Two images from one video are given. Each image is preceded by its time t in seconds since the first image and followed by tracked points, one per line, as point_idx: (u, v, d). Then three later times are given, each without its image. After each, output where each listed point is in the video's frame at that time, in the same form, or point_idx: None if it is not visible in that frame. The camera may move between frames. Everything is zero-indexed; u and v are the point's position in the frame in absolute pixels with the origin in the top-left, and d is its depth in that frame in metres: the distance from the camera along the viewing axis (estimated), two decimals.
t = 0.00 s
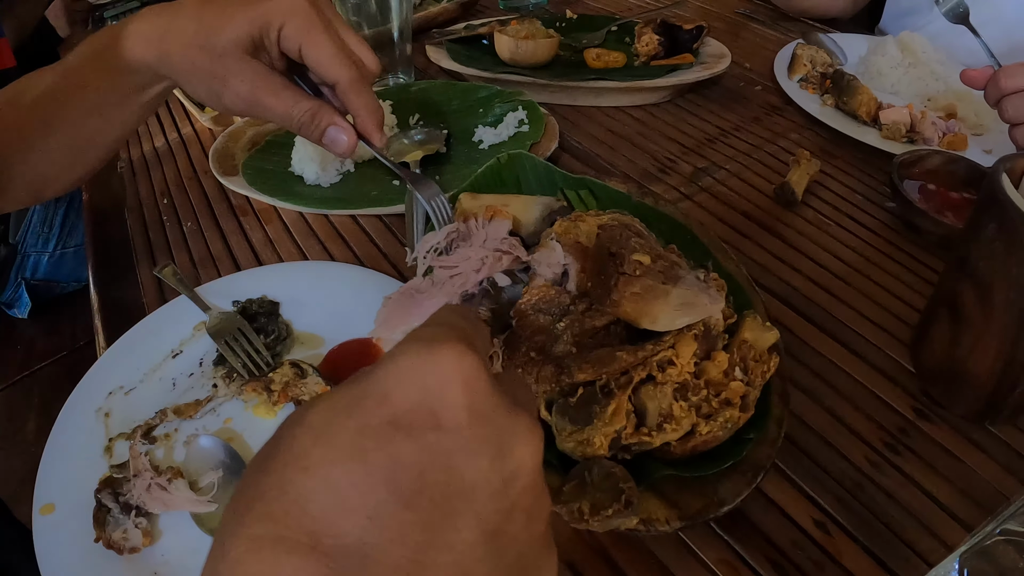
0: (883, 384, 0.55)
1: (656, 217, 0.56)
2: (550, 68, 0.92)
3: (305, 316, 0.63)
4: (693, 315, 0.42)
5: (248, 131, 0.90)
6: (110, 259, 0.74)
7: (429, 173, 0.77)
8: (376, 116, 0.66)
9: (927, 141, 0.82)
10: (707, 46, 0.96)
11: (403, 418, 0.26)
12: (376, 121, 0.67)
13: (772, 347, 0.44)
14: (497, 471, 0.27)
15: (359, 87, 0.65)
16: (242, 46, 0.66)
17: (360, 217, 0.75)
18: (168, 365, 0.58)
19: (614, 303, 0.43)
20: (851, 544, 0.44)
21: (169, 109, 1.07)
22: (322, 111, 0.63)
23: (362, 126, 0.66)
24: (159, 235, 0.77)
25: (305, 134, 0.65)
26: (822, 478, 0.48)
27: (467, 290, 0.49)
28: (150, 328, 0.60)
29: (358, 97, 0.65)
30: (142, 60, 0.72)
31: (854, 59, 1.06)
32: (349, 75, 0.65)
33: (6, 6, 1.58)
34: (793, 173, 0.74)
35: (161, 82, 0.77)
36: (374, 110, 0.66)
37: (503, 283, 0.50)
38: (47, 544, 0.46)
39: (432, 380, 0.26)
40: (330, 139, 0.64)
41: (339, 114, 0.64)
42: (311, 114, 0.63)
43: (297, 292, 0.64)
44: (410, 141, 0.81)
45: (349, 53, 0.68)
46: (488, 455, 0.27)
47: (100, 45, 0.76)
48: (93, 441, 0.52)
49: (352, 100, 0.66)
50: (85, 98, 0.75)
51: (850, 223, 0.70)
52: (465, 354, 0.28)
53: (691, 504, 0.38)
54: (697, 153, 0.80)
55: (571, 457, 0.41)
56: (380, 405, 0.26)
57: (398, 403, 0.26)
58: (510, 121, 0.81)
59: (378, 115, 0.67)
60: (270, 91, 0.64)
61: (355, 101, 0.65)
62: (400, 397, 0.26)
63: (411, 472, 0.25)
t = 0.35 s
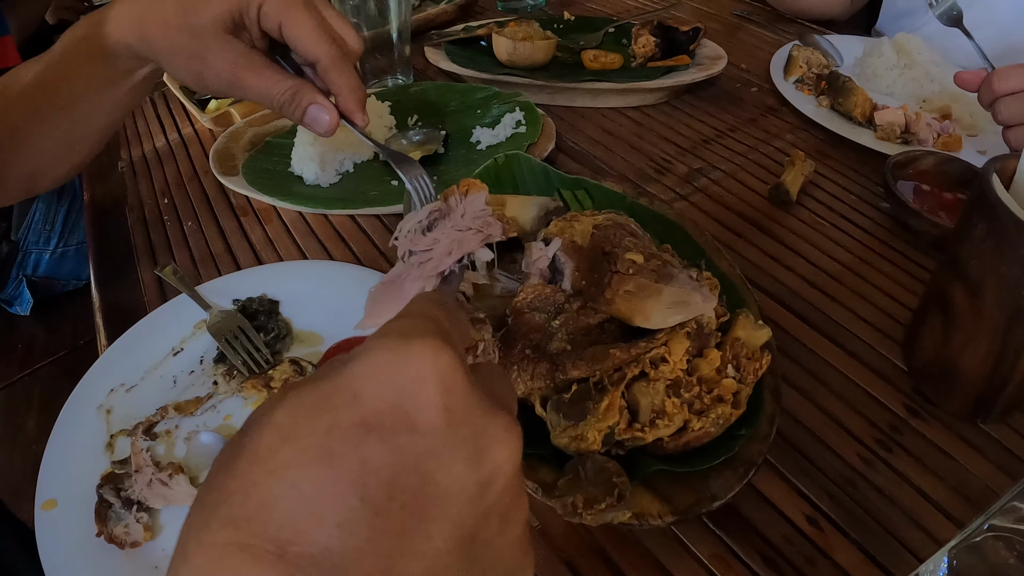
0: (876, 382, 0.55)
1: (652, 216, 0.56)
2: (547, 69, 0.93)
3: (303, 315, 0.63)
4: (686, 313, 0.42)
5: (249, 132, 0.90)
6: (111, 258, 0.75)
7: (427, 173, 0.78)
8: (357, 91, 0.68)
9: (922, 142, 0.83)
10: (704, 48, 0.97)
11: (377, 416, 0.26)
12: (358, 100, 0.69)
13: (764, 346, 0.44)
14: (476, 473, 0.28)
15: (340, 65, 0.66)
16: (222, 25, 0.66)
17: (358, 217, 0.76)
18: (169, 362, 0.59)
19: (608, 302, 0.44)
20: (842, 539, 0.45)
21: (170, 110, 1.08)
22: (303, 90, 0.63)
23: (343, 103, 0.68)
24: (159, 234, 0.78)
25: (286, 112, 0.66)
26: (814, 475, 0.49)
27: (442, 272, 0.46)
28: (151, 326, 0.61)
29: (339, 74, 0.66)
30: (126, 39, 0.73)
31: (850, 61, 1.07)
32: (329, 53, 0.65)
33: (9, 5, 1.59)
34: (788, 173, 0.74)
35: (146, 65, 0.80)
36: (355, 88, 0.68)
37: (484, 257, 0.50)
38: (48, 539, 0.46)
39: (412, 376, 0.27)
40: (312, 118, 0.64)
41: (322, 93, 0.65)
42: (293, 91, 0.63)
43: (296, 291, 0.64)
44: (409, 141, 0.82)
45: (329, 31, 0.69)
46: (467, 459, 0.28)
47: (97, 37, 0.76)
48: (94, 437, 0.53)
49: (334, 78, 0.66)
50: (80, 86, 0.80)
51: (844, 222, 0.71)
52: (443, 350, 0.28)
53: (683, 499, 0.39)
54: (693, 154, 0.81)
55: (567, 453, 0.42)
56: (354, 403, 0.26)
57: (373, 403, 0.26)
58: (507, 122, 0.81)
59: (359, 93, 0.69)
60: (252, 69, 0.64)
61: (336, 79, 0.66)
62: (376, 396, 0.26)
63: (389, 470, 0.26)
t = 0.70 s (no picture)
0: (868, 380, 0.56)
1: (649, 217, 0.57)
2: (547, 72, 0.94)
3: (306, 314, 0.64)
4: (681, 311, 0.44)
5: (252, 133, 0.92)
6: (116, 257, 0.76)
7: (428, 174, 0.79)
8: (330, 76, 0.71)
9: (916, 145, 0.84)
10: (701, 51, 0.98)
11: (318, 413, 0.26)
12: (331, 84, 0.72)
13: (758, 343, 0.45)
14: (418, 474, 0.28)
15: (311, 47, 0.70)
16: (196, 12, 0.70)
17: (360, 218, 0.77)
18: (174, 360, 0.60)
19: (605, 300, 0.45)
20: (834, 533, 0.46)
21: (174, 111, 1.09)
22: (275, 74, 0.66)
23: (318, 87, 0.71)
24: (164, 234, 0.79)
25: (259, 96, 0.68)
26: (807, 470, 0.50)
27: (419, 256, 0.49)
28: (157, 325, 0.62)
29: (313, 56, 0.70)
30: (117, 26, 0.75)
31: (846, 64, 1.08)
32: (300, 34, 0.70)
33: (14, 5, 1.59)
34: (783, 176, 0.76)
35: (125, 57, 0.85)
36: (328, 71, 0.71)
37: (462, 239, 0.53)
38: (55, 532, 0.47)
39: (350, 369, 0.27)
40: (285, 101, 0.67)
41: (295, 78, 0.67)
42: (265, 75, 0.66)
43: (299, 291, 0.66)
44: (410, 143, 0.82)
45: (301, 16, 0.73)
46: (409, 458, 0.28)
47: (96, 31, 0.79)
48: (100, 433, 0.54)
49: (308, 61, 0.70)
50: (64, 81, 0.84)
51: (839, 224, 0.72)
52: (383, 339, 0.28)
53: (678, 492, 0.40)
54: (690, 156, 0.82)
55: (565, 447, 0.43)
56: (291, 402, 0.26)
57: (312, 400, 0.26)
58: (507, 124, 0.83)
59: (331, 77, 0.72)
60: (226, 57, 0.66)
61: (309, 60, 0.70)
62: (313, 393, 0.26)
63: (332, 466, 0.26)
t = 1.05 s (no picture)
0: (860, 378, 0.58)
1: (648, 221, 0.59)
2: (549, 76, 0.96)
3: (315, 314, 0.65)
4: (678, 312, 0.45)
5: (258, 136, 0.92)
6: (125, 258, 0.77)
7: (432, 177, 0.81)
8: (206, 55, 0.66)
9: (912, 149, 0.85)
10: (700, 56, 1.00)
11: (27, 495, 0.26)
12: (206, 65, 0.66)
13: (753, 343, 0.47)
14: (150, 548, 0.27)
15: (183, 26, 0.65)
16: None
17: (366, 220, 0.78)
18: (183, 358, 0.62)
19: (605, 301, 0.47)
20: (826, 527, 0.47)
21: (179, 114, 1.11)
22: (150, 57, 0.61)
23: (192, 71, 0.65)
24: (171, 235, 0.81)
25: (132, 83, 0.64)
26: (801, 466, 0.51)
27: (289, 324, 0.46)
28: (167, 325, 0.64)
29: (183, 34, 0.65)
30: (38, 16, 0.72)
31: (843, 69, 1.10)
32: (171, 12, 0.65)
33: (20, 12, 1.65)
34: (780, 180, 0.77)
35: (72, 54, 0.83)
36: (202, 51, 0.65)
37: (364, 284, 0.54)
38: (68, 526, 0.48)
39: (57, 449, 0.26)
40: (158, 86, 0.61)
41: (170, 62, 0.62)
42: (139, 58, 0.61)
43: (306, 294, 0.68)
44: (414, 147, 0.84)
45: None
46: (136, 535, 0.27)
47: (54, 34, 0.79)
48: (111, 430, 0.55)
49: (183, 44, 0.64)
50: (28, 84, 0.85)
51: (834, 227, 0.74)
52: (105, 404, 0.27)
53: (675, 486, 0.41)
54: (688, 160, 0.84)
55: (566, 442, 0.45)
56: None
57: (21, 480, 0.26)
58: (510, 129, 0.85)
59: (207, 58, 0.66)
60: (100, 39, 0.62)
61: (180, 40, 0.65)
62: (25, 472, 0.26)
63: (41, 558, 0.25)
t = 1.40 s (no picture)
0: (854, 373, 0.60)
1: (648, 221, 0.62)
2: (552, 80, 0.98)
3: (327, 311, 0.68)
4: (677, 307, 0.47)
5: (268, 138, 0.95)
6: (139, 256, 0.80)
7: (439, 179, 0.84)
8: (113, 119, 0.72)
9: (905, 152, 0.87)
10: (700, 61, 1.02)
11: None
12: (117, 132, 0.73)
13: (749, 337, 0.49)
14: None
15: (95, 91, 0.73)
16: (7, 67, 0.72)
17: (374, 220, 0.80)
18: (199, 353, 0.65)
19: (608, 296, 0.49)
20: (820, 513, 0.49)
21: (189, 115, 1.13)
22: (68, 121, 0.69)
23: (103, 135, 0.72)
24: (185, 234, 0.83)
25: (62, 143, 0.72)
26: (795, 456, 0.53)
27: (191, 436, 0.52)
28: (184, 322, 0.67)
29: (94, 99, 0.72)
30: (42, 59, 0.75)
31: (840, 74, 1.12)
32: (84, 80, 0.73)
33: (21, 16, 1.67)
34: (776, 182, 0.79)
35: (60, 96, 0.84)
36: (111, 117, 0.72)
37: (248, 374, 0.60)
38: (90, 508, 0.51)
39: None
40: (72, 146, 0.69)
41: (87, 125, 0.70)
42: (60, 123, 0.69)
43: (316, 289, 0.70)
44: (421, 149, 0.87)
45: (95, 62, 0.76)
46: None
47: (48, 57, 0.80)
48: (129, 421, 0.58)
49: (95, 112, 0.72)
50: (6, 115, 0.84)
51: (830, 228, 0.76)
52: None
53: (675, 472, 0.44)
54: (688, 163, 0.86)
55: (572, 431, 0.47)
56: None
57: None
58: (515, 132, 0.87)
59: (117, 123, 0.73)
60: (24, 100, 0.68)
61: (91, 106, 0.72)
62: None
63: None
